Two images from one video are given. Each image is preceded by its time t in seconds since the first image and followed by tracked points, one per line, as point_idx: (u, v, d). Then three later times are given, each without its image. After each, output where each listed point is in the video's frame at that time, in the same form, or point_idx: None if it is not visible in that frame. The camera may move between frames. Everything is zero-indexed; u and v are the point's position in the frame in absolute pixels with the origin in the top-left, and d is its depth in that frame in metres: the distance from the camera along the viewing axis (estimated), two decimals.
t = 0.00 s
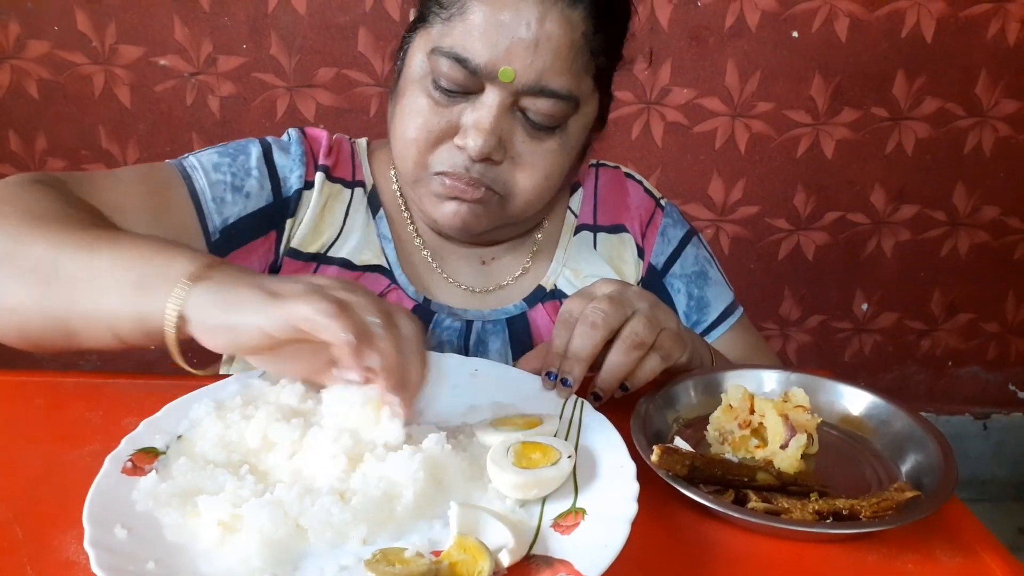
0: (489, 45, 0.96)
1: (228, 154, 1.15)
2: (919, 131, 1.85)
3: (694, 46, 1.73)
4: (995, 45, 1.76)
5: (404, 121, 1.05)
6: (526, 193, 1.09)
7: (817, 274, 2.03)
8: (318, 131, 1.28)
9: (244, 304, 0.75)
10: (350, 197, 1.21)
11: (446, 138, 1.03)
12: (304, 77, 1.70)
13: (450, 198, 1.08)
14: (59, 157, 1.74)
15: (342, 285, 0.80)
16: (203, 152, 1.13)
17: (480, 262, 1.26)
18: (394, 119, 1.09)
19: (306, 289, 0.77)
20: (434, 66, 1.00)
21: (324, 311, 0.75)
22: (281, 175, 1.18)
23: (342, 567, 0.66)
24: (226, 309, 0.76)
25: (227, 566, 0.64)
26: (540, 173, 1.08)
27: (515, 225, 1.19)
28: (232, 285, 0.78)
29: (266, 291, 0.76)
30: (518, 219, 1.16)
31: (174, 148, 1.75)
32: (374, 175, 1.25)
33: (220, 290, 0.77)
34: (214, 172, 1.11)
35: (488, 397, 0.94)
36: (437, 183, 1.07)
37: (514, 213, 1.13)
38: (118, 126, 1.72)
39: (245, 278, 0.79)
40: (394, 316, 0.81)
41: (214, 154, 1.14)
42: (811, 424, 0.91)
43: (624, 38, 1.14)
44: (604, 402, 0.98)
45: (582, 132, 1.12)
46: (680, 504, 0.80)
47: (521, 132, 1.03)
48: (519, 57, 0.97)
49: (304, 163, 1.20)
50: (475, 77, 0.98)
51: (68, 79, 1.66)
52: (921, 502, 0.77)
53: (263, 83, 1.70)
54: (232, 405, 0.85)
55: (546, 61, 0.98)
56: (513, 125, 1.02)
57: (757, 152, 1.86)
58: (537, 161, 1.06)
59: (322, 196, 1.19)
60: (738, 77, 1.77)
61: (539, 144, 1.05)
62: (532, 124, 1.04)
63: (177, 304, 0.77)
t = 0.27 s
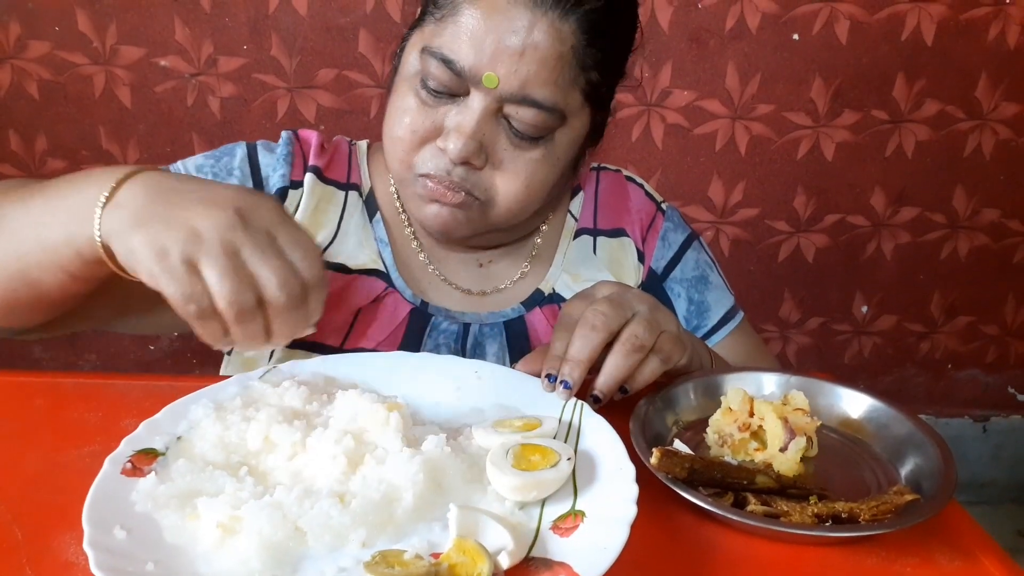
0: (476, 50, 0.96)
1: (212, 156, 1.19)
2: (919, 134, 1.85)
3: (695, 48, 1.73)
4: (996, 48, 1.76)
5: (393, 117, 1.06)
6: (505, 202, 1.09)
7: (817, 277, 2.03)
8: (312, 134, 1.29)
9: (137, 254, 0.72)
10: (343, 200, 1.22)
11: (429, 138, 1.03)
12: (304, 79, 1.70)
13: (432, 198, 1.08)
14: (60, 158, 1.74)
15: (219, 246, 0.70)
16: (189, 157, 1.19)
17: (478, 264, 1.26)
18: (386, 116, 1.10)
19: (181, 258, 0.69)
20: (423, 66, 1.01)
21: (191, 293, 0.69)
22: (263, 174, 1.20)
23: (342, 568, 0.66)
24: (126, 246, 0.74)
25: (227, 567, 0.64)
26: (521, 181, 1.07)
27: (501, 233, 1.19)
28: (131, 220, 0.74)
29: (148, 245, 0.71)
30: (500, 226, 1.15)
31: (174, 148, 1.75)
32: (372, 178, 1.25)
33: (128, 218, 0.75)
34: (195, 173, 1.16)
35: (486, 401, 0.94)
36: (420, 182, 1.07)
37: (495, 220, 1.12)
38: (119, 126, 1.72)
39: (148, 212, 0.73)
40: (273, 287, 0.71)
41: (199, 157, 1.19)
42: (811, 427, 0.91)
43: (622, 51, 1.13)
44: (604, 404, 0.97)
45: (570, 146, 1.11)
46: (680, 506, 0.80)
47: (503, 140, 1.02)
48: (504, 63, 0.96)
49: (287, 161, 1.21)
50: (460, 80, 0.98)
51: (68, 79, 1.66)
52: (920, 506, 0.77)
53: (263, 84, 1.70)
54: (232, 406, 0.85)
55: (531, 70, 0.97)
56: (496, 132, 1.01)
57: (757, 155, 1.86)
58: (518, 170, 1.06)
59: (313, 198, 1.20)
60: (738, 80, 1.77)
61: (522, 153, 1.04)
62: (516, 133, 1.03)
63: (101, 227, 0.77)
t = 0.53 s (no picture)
0: (477, 48, 0.97)
1: (206, 165, 1.19)
2: (920, 134, 1.85)
3: (695, 48, 1.73)
4: (996, 47, 1.76)
5: (393, 118, 1.06)
6: (507, 203, 1.08)
7: (818, 277, 2.03)
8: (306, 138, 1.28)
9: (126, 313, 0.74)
10: (340, 206, 1.22)
11: (430, 137, 1.03)
12: (304, 78, 1.70)
13: (433, 199, 1.07)
14: (60, 157, 1.74)
15: (207, 318, 0.73)
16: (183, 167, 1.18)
17: (477, 265, 1.25)
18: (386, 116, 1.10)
19: (170, 323, 0.73)
20: (423, 66, 1.01)
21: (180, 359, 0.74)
22: (257, 182, 1.19)
23: (341, 568, 0.66)
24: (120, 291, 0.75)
25: (226, 567, 0.64)
26: (523, 182, 1.06)
27: (502, 234, 1.18)
28: (126, 275, 0.74)
29: (138, 306, 0.73)
30: (502, 227, 1.14)
31: (174, 148, 1.75)
32: (369, 180, 1.25)
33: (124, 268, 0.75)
34: (190, 183, 1.16)
35: (484, 401, 0.93)
36: (420, 183, 1.07)
37: (496, 222, 1.12)
38: (119, 126, 1.72)
39: (143, 265, 0.75)
40: (259, 359, 0.75)
41: (193, 166, 1.19)
42: (812, 427, 0.91)
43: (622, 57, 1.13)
44: (604, 404, 0.97)
45: (571, 148, 1.10)
46: (680, 506, 0.80)
47: (505, 139, 1.02)
48: (506, 62, 0.96)
49: (282, 169, 1.20)
50: (461, 78, 0.98)
51: (69, 79, 1.66)
52: (922, 506, 0.77)
53: (263, 83, 1.70)
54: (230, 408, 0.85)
55: (533, 68, 0.98)
56: (498, 131, 1.01)
57: (757, 155, 1.86)
58: (520, 171, 1.05)
59: (309, 206, 1.20)
60: (739, 79, 1.76)
61: (524, 154, 1.04)
62: (518, 132, 1.03)
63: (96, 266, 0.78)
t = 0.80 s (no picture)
0: (487, 36, 0.98)
1: (215, 165, 1.17)
2: (919, 133, 1.85)
3: (695, 48, 1.74)
4: (995, 47, 1.77)
5: (401, 115, 1.05)
6: (521, 192, 1.08)
7: (817, 275, 2.03)
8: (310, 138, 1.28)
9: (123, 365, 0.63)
10: (346, 206, 1.22)
11: (442, 131, 1.02)
12: (305, 78, 1.71)
13: (445, 195, 1.06)
14: (61, 158, 1.74)
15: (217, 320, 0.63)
16: (191, 166, 1.16)
17: (480, 266, 1.26)
18: (391, 114, 1.09)
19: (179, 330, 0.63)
20: (431, 60, 1.01)
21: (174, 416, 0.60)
22: (268, 183, 1.19)
23: (344, 567, 0.66)
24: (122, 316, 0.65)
25: (230, 566, 0.64)
26: (536, 171, 1.07)
27: (512, 228, 1.18)
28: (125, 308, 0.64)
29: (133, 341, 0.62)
30: (514, 220, 1.14)
31: (175, 148, 1.75)
32: (372, 181, 1.26)
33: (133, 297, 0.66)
34: (201, 184, 1.14)
35: (487, 400, 0.94)
36: (432, 178, 1.06)
37: (509, 214, 1.12)
38: (120, 126, 1.72)
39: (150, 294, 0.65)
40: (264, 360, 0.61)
41: (202, 166, 1.16)
42: (812, 424, 0.91)
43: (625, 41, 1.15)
44: (605, 402, 0.98)
45: (581, 133, 1.11)
46: (680, 503, 0.81)
47: (517, 127, 1.03)
48: (516, 48, 0.97)
49: (292, 170, 1.20)
50: (472, 68, 0.98)
51: (70, 80, 1.66)
52: (922, 503, 0.77)
53: (264, 84, 1.70)
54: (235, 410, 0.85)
55: (544, 54, 0.99)
56: (510, 120, 1.02)
57: (757, 154, 1.86)
58: (532, 159, 1.06)
59: (316, 205, 1.20)
60: (738, 79, 1.77)
61: (536, 142, 1.05)
62: (529, 121, 1.03)
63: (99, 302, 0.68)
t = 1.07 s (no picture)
0: (491, 32, 0.97)
1: (223, 163, 1.17)
2: (920, 131, 1.85)
3: (695, 45, 1.73)
4: (996, 44, 1.76)
5: (407, 116, 1.05)
6: (532, 186, 1.08)
7: (818, 273, 2.03)
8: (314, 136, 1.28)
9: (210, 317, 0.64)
10: (352, 204, 1.22)
11: (450, 129, 1.03)
12: (305, 77, 1.71)
13: (456, 192, 1.07)
14: (62, 157, 1.74)
15: (292, 308, 0.61)
16: (198, 164, 1.15)
17: (483, 266, 1.26)
18: (396, 114, 1.09)
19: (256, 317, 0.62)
20: (436, 59, 1.01)
21: (265, 354, 0.62)
22: (278, 180, 1.19)
23: (346, 564, 0.66)
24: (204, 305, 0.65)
25: (231, 564, 0.64)
26: (546, 165, 1.07)
27: (522, 223, 1.18)
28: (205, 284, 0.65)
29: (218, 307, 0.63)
30: (525, 215, 1.14)
31: (176, 147, 1.75)
32: (376, 179, 1.26)
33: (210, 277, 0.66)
34: (211, 182, 1.13)
35: (492, 398, 0.94)
36: (442, 176, 1.06)
37: (521, 209, 1.12)
38: (121, 125, 1.72)
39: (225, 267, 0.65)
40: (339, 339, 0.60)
41: (209, 164, 1.16)
42: (813, 422, 0.91)
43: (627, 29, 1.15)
44: (606, 400, 0.98)
45: (590, 124, 1.12)
46: (681, 501, 0.81)
47: (526, 122, 1.03)
48: (523, 43, 0.97)
49: (300, 167, 1.21)
50: (478, 65, 0.98)
51: (70, 79, 1.66)
52: (923, 501, 0.77)
53: (264, 83, 1.70)
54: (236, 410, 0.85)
55: (550, 48, 0.98)
56: (519, 115, 1.02)
57: (757, 152, 1.86)
58: (543, 153, 1.06)
59: (323, 203, 1.20)
60: (739, 77, 1.77)
61: (545, 136, 1.05)
62: (537, 115, 1.03)
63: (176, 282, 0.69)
